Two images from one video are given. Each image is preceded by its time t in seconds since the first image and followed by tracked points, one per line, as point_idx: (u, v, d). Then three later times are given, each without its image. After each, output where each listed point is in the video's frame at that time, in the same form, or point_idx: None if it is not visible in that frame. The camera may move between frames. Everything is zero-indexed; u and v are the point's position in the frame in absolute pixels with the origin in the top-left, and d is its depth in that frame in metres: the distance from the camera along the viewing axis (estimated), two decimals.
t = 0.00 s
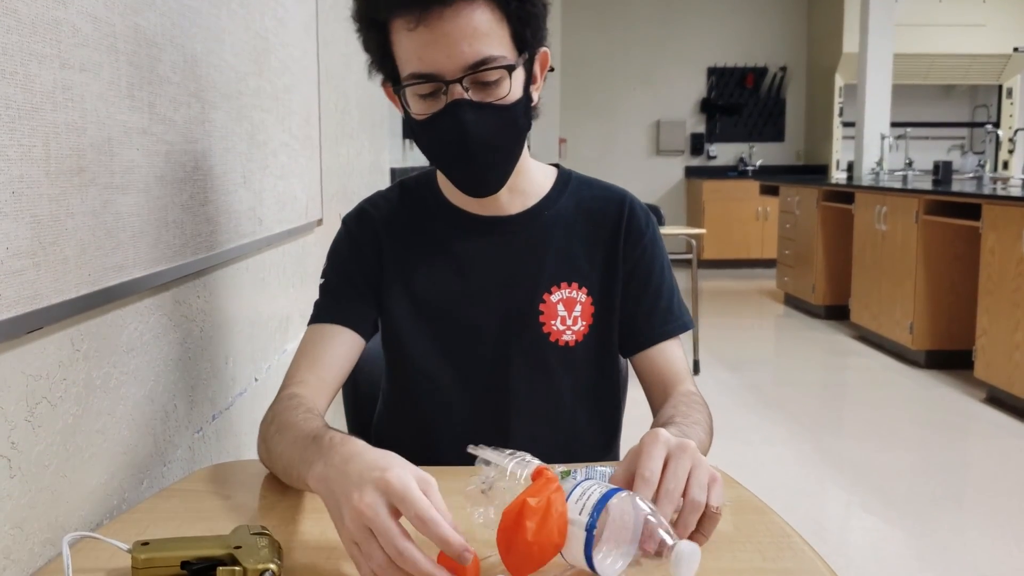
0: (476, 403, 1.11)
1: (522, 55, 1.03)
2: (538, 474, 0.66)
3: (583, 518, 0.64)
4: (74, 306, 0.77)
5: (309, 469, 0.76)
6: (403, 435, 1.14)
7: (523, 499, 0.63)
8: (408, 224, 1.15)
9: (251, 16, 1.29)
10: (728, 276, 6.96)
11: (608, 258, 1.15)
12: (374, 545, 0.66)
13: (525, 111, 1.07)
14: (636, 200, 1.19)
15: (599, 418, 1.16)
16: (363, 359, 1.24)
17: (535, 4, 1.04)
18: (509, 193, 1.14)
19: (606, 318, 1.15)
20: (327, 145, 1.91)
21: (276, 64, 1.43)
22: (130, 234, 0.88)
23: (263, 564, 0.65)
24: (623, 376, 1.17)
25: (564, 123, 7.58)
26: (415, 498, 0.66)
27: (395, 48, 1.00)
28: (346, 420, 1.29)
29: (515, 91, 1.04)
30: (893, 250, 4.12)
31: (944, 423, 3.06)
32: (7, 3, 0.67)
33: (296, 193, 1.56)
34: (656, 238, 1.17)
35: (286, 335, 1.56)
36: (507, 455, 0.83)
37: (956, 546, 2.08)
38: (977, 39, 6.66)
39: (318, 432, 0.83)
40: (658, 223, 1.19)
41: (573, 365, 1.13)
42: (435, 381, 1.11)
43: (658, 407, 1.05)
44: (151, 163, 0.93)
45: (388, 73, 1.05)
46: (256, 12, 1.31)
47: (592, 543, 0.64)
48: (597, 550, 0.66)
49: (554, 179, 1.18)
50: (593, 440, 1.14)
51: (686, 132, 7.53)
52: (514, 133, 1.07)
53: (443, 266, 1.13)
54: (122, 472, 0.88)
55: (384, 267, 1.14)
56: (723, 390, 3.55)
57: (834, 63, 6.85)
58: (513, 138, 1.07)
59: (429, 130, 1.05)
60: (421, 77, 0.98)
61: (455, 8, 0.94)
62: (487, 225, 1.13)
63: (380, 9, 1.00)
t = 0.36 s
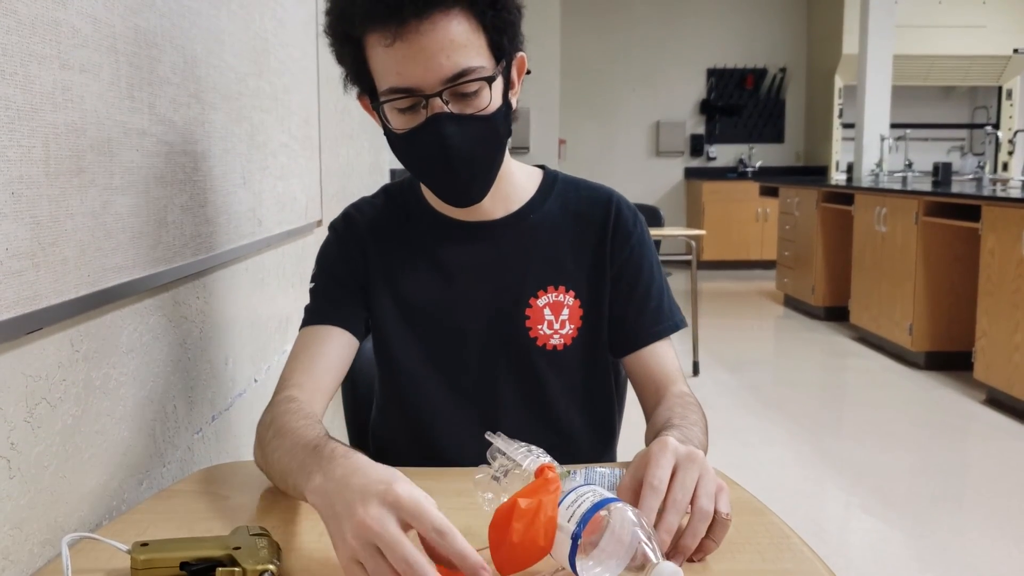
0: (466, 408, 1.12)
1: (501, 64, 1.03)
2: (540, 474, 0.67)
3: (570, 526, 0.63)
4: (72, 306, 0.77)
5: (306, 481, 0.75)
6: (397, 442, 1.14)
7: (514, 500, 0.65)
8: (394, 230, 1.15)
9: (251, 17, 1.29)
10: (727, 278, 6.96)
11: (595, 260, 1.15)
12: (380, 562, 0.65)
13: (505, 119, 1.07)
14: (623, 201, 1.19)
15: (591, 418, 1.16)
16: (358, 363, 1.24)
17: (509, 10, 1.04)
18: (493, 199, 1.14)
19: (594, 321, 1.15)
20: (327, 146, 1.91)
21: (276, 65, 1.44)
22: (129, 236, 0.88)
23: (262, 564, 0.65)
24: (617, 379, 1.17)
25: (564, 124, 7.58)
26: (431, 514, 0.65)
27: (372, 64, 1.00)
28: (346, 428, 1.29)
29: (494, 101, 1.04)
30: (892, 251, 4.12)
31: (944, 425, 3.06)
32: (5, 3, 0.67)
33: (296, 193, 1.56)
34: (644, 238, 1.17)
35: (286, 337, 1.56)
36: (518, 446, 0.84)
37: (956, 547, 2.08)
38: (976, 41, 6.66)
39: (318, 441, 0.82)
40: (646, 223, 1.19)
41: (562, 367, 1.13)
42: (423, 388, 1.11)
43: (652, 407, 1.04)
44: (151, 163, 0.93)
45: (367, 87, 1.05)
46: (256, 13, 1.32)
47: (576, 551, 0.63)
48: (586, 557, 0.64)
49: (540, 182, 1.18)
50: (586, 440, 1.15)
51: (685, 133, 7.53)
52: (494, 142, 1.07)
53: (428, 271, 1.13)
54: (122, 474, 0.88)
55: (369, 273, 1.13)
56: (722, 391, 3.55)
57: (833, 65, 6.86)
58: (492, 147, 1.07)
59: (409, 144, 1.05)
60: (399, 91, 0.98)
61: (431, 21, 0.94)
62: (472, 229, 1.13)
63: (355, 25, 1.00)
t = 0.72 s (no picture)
0: (467, 409, 1.11)
1: (512, 68, 1.03)
2: (541, 474, 0.66)
3: (573, 526, 0.64)
4: (72, 307, 0.77)
5: (317, 495, 0.75)
6: (398, 444, 1.14)
7: (517, 501, 0.64)
8: (395, 231, 1.15)
9: (251, 17, 1.29)
10: (727, 278, 6.96)
11: (597, 261, 1.15)
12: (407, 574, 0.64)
13: (514, 124, 1.07)
14: (623, 202, 1.19)
15: (592, 421, 1.16)
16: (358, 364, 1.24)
17: (523, 14, 1.05)
18: (497, 201, 1.14)
19: (595, 322, 1.15)
20: (326, 147, 1.91)
21: (277, 66, 1.44)
22: (130, 236, 0.88)
23: (263, 566, 0.65)
24: (619, 381, 1.17)
25: (564, 124, 7.58)
26: (455, 525, 0.64)
27: (382, 63, 1.00)
28: (347, 432, 1.29)
29: (504, 105, 1.04)
30: (892, 252, 4.12)
31: (944, 426, 3.06)
32: (5, 3, 0.66)
33: (296, 194, 1.56)
34: (645, 239, 1.17)
35: (286, 337, 1.56)
36: (518, 451, 0.84)
37: (956, 548, 2.08)
38: (976, 42, 6.67)
39: (330, 450, 0.81)
40: (646, 225, 1.19)
41: (563, 369, 1.13)
42: (425, 390, 1.11)
43: (652, 410, 1.04)
44: (150, 163, 0.93)
45: (375, 88, 1.05)
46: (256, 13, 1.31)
47: (581, 550, 0.64)
48: (589, 556, 0.66)
49: (541, 183, 1.18)
50: (588, 442, 1.14)
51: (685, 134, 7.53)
52: (504, 147, 1.07)
53: (429, 273, 1.13)
54: (121, 474, 0.88)
55: (370, 274, 1.13)
56: (722, 392, 3.55)
57: (833, 65, 6.86)
58: (502, 151, 1.07)
59: (417, 146, 1.05)
60: (411, 92, 0.98)
61: (447, 23, 0.95)
62: (474, 231, 1.13)
63: (367, 26, 1.00)
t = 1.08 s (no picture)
0: (468, 409, 1.11)
1: (521, 71, 1.04)
2: (541, 472, 0.66)
3: (573, 522, 0.64)
4: (71, 308, 0.76)
5: (318, 495, 0.74)
6: (398, 444, 1.14)
7: (517, 500, 0.64)
8: (396, 231, 1.15)
9: (251, 18, 1.29)
10: (727, 279, 6.95)
11: (599, 261, 1.15)
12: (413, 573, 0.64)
13: (522, 127, 1.07)
14: (625, 203, 1.19)
15: (593, 422, 1.16)
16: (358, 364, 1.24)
17: (534, 17, 1.05)
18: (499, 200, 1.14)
19: (596, 323, 1.15)
20: (326, 149, 1.91)
21: (276, 67, 1.44)
22: (130, 237, 0.88)
23: (262, 566, 0.65)
24: (619, 381, 1.17)
25: (563, 125, 7.59)
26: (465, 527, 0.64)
27: (392, 63, 1.00)
28: (347, 432, 1.29)
29: (514, 107, 1.04)
30: (892, 253, 4.12)
31: (943, 427, 3.06)
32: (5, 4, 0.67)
33: (295, 195, 1.56)
34: (646, 240, 1.17)
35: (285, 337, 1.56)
36: (518, 456, 0.85)
37: (956, 549, 2.08)
38: (975, 43, 6.67)
39: (329, 450, 0.81)
40: (648, 225, 1.19)
41: (564, 370, 1.13)
42: (426, 390, 1.11)
43: (652, 410, 1.04)
44: (150, 164, 0.93)
45: (383, 88, 1.05)
46: (256, 15, 1.32)
47: (580, 549, 0.64)
48: (590, 555, 0.66)
49: (543, 184, 1.18)
50: (589, 443, 1.14)
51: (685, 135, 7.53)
52: (511, 150, 1.07)
53: (430, 273, 1.13)
54: (121, 475, 0.88)
55: (372, 274, 1.13)
56: (722, 393, 3.55)
57: (833, 66, 6.86)
58: (509, 154, 1.07)
59: (425, 146, 1.05)
60: (421, 92, 0.98)
61: (460, 24, 0.95)
62: (475, 231, 1.13)
63: (378, 25, 1.00)
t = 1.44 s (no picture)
0: (469, 407, 1.12)
1: (527, 64, 1.04)
2: (539, 477, 0.66)
3: (574, 527, 0.64)
4: (71, 308, 0.76)
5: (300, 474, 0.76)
6: (398, 441, 1.14)
7: (517, 503, 0.64)
8: (399, 228, 1.15)
9: (250, 19, 1.29)
10: (726, 280, 6.95)
11: (601, 261, 1.16)
12: (380, 543, 0.66)
13: (526, 118, 1.07)
14: (628, 205, 1.19)
15: (592, 423, 1.16)
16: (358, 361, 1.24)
17: (541, 14, 1.06)
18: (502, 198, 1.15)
19: (598, 323, 1.15)
20: (326, 150, 1.91)
21: (276, 67, 1.44)
22: (130, 237, 0.88)
23: (261, 567, 0.65)
24: (618, 381, 1.17)
25: (563, 126, 7.59)
26: (422, 496, 0.67)
27: (400, 52, 1.00)
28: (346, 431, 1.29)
29: (520, 99, 1.04)
30: (891, 254, 4.12)
31: (943, 428, 3.06)
32: (4, 5, 0.67)
33: (294, 195, 1.56)
34: (648, 242, 1.18)
35: (284, 338, 1.56)
36: (517, 453, 0.84)
37: (956, 550, 2.08)
38: (975, 44, 6.67)
39: (311, 432, 0.82)
40: (650, 227, 1.19)
41: (565, 369, 1.13)
42: (427, 387, 1.11)
43: (651, 413, 1.04)
44: (149, 164, 0.93)
45: (390, 78, 1.05)
46: (255, 15, 1.32)
47: (580, 552, 0.64)
48: (588, 557, 0.66)
49: (547, 184, 1.18)
50: (589, 443, 1.14)
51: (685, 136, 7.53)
52: (516, 142, 1.07)
53: (433, 269, 1.13)
54: (120, 475, 0.88)
55: (375, 270, 1.14)
56: (722, 394, 3.54)
57: (833, 67, 6.87)
58: (514, 146, 1.07)
59: (431, 136, 1.05)
60: (428, 80, 0.98)
61: (469, 14, 0.95)
62: (478, 228, 1.14)
63: (388, 15, 1.00)
